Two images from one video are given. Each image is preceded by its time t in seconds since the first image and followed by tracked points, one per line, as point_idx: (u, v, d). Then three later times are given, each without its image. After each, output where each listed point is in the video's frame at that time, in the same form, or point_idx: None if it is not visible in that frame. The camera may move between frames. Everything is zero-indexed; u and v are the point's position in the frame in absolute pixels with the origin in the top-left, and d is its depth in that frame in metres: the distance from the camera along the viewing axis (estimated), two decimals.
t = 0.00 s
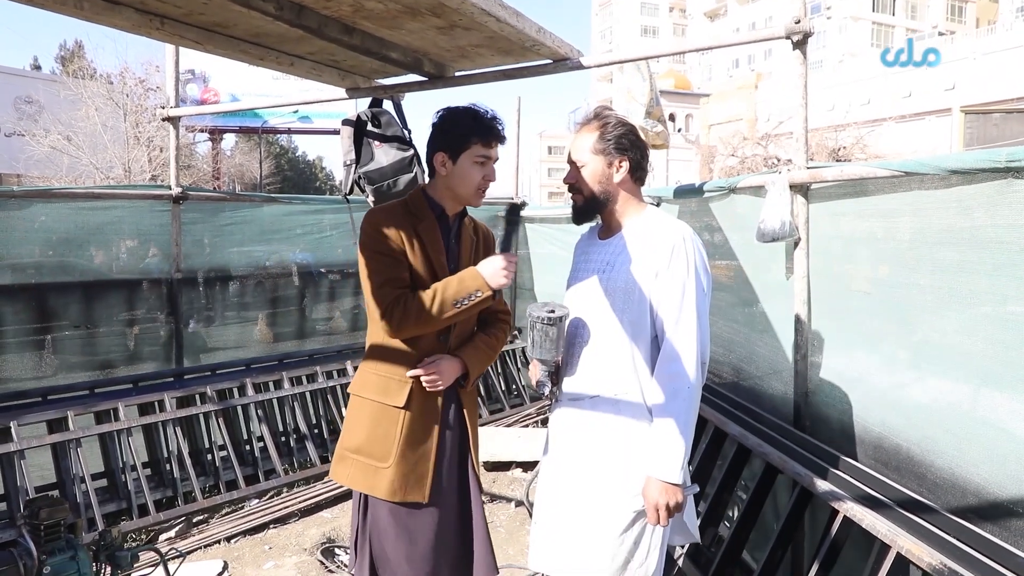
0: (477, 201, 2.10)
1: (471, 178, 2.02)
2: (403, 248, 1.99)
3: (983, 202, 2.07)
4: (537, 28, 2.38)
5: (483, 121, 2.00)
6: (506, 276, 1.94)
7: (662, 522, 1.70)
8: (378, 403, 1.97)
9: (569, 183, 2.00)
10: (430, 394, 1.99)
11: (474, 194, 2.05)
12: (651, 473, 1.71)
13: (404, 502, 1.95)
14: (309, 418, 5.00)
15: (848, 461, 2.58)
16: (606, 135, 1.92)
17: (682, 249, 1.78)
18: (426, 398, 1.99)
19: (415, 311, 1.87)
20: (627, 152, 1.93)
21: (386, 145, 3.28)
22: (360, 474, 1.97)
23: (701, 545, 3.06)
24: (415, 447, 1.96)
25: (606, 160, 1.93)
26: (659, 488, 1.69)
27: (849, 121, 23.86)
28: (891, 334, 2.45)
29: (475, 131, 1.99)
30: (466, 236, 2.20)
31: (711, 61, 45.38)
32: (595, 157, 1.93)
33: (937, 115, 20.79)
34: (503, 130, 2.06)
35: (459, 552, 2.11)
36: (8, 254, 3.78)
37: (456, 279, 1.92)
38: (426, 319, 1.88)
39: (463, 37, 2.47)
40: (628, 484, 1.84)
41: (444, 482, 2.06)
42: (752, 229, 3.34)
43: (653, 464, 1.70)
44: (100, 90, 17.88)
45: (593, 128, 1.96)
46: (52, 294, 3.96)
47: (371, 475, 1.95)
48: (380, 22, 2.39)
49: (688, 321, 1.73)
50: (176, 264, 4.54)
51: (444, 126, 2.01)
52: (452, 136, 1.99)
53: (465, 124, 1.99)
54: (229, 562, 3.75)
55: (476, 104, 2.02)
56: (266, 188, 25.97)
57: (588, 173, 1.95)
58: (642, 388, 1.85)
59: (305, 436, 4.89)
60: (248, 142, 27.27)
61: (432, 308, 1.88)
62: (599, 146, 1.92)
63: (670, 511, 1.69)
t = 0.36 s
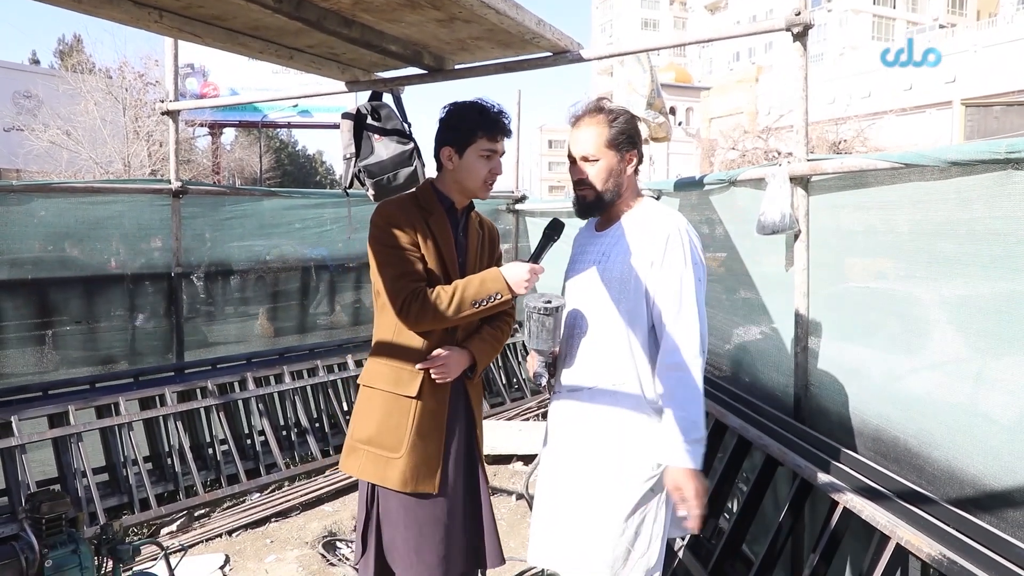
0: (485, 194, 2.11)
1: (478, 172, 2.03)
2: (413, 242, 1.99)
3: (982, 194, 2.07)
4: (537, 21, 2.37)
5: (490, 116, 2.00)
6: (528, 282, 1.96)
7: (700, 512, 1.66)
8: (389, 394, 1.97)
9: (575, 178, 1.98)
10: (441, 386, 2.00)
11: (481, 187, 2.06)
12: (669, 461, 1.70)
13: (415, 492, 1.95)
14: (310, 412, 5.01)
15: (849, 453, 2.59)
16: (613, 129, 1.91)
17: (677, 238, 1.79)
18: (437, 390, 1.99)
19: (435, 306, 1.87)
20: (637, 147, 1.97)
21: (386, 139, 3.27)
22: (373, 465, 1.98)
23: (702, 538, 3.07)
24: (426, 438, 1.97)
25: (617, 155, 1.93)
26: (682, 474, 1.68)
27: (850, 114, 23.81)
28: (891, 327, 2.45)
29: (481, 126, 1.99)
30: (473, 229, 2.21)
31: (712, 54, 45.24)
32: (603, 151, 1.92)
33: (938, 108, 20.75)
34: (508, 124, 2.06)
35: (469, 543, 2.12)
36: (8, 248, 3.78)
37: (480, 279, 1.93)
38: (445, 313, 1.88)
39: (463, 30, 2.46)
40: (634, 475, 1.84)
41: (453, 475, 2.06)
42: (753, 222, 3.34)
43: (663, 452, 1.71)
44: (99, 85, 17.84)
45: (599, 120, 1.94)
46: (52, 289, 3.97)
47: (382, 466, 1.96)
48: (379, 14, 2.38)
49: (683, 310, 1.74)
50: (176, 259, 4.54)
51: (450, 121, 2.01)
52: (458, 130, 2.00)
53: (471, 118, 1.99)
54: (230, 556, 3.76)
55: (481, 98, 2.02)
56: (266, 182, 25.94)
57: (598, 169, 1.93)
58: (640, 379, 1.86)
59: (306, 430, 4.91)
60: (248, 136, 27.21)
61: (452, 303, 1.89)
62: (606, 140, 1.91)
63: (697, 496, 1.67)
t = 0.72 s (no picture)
0: (484, 190, 2.10)
1: (475, 168, 2.03)
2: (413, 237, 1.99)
3: (981, 190, 2.07)
4: (536, 18, 2.37)
5: (487, 112, 1.99)
6: (530, 277, 1.95)
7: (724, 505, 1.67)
8: (388, 388, 1.98)
9: (568, 171, 2.01)
10: (441, 381, 2.00)
11: (479, 184, 2.06)
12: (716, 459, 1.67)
13: (414, 488, 1.96)
14: (309, 409, 5.01)
15: (858, 455, 2.55)
16: (603, 125, 1.92)
17: (679, 239, 1.80)
18: (437, 384, 2.00)
19: (434, 300, 1.88)
20: (624, 142, 1.93)
21: (386, 135, 3.26)
22: (372, 460, 1.98)
23: (700, 533, 3.08)
24: (426, 433, 1.97)
25: (603, 150, 1.93)
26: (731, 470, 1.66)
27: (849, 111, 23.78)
28: (889, 323, 2.46)
29: (479, 122, 1.98)
30: (474, 226, 2.21)
31: (711, 51, 45.20)
32: (592, 146, 1.94)
33: (937, 105, 20.77)
34: (507, 120, 2.05)
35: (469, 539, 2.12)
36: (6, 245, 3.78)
37: (481, 273, 1.94)
38: (445, 307, 1.89)
39: (463, 26, 2.46)
40: (630, 471, 1.84)
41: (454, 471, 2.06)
42: (752, 219, 3.34)
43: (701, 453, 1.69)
44: (97, 82, 17.80)
45: (591, 116, 1.96)
46: (52, 286, 3.96)
47: (382, 461, 1.96)
48: (378, 11, 2.38)
49: (683, 309, 1.75)
50: (175, 256, 4.53)
51: (447, 119, 2.01)
52: (456, 127, 2.00)
53: (468, 115, 1.99)
54: (229, 553, 3.76)
55: (479, 95, 2.01)
56: (265, 179, 25.92)
57: (585, 162, 1.96)
58: (635, 375, 1.86)
59: (305, 427, 4.91)
60: (247, 133, 27.17)
61: (452, 298, 1.89)
62: (596, 135, 1.93)
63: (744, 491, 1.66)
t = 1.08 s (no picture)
0: (482, 188, 2.11)
1: (473, 167, 2.03)
2: (414, 235, 1.99)
3: (981, 189, 2.07)
4: (537, 16, 2.37)
5: (483, 112, 1.99)
6: (530, 274, 1.96)
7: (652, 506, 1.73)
8: (389, 385, 1.98)
9: (569, 169, 2.02)
10: (442, 378, 2.01)
11: (477, 182, 2.06)
12: (643, 463, 1.72)
13: (415, 484, 1.96)
14: (309, 407, 5.02)
15: (841, 444, 2.64)
16: (605, 123, 1.92)
17: (680, 239, 1.79)
18: (437, 382, 2.00)
19: (435, 297, 1.88)
20: (624, 140, 1.93)
21: (386, 134, 3.26)
22: (373, 457, 1.98)
23: (700, 532, 3.08)
24: (427, 430, 1.97)
25: (607, 148, 1.93)
26: (650, 476, 1.71)
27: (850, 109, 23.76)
28: (889, 322, 2.46)
29: (475, 122, 1.98)
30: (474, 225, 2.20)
31: (711, 50, 45.18)
32: (593, 144, 1.94)
33: (937, 104, 20.77)
34: (504, 120, 2.04)
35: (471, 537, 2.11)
36: (7, 243, 3.78)
37: (481, 270, 1.94)
38: (446, 305, 1.89)
39: (463, 24, 2.46)
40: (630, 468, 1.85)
41: (456, 470, 2.05)
42: (752, 218, 3.34)
43: (643, 454, 1.72)
44: (98, 80, 17.80)
45: (594, 114, 1.96)
46: (53, 284, 3.97)
47: (383, 458, 1.97)
48: (379, 10, 2.38)
49: (682, 309, 1.74)
50: (176, 254, 4.53)
51: (444, 118, 2.02)
52: (452, 126, 2.01)
53: (464, 115, 1.99)
54: (230, 550, 3.77)
55: (477, 94, 2.01)
56: (264, 178, 25.92)
57: (586, 159, 1.97)
58: (634, 373, 1.87)
59: (305, 425, 4.92)
60: (247, 132, 27.15)
61: (453, 295, 1.89)
62: (597, 134, 1.93)
63: (658, 499, 1.71)
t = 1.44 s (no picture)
0: (482, 189, 2.11)
1: (471, 167, 2.03)
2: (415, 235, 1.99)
3: (980, 190, 2.07)
4: (537, 18, 2.37)
5: (479, 111, 2.00)
6: (530, 277, 1.95)
7: (656, 510, 1.73)
8: (388, 384, 1.99)
9: (569, 170, 2.02)
10: (440, 378, 2.01)
11: (476, 183, 2.06)
12: (647, 466, 1.72)
13: (412, 483, 1.96)
14: (309, 408, 5.02)
15: (842, 446, 2.63)
16: (604, 124, 1.92)
17: (680, 240, 1.79)
18: (436, 381, 2.00)
19: (433, 297, 1.88)
20: (624, 140, 1.93)
21: (386, 135, 3.26)
22: (371, 455, 1.99)
23: (701, 532, 3.09)
24: (424, 429, 1.98)
25: (608, 149, 1.93)
26: (654, 479, 1.71)
27: (849, 110, 23.78)
28: (888, 323, 2.46)
29: (471, 122, 1.99)
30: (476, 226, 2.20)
31: (711, 51, 45.22)
32: (593, 145, 1.95)
33: (937, 105, 20.79)
34: (503, 119, 2.04)
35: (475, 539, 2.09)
36: (7, 243, 3.78)
37: (481, 271, 1.94)
38: (444, 305, 1.89)
39: (463, 26, 2.46)
40: (629, 469, 1.85)
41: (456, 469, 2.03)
42: (752, 219, 3.35)
43: (648, 456, 1.72)
44: (98, 81, 17.81)
45: (593, 115, 1.96)
46: (53, 284, 3.97)
47: (380, 456, 1.97)
48: (379, 11, 2.38)
49: (682, 309, 1.74)
50: (176, 254, 4.54)
51: (443, 120, 2.04)
52: (450, 127, 2.02)
53: (461, 115, 2.01)
54: (229, 551, 3.77)
55: (476, 96, 2.02)
56: (264, 179, 25.94)
57: (587, 161, 1.97)
58: (636, 375, 1.87)
59: (305, 425, 4.92)
60: (247, 133, 27.16)
61: (452, 295, 1.89)
62: (597, 135, 1.93)
63: (662, 501, 1.71)
